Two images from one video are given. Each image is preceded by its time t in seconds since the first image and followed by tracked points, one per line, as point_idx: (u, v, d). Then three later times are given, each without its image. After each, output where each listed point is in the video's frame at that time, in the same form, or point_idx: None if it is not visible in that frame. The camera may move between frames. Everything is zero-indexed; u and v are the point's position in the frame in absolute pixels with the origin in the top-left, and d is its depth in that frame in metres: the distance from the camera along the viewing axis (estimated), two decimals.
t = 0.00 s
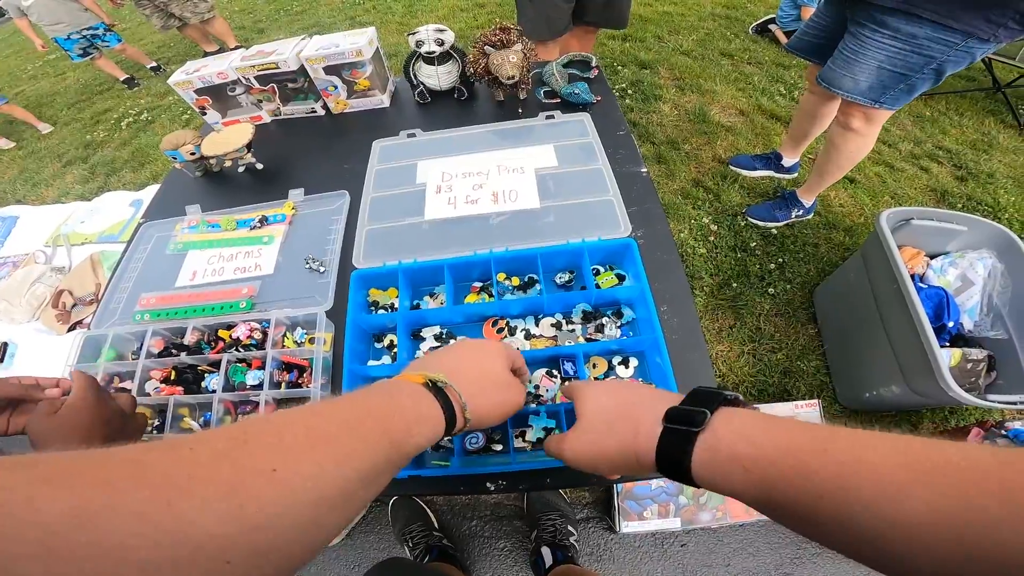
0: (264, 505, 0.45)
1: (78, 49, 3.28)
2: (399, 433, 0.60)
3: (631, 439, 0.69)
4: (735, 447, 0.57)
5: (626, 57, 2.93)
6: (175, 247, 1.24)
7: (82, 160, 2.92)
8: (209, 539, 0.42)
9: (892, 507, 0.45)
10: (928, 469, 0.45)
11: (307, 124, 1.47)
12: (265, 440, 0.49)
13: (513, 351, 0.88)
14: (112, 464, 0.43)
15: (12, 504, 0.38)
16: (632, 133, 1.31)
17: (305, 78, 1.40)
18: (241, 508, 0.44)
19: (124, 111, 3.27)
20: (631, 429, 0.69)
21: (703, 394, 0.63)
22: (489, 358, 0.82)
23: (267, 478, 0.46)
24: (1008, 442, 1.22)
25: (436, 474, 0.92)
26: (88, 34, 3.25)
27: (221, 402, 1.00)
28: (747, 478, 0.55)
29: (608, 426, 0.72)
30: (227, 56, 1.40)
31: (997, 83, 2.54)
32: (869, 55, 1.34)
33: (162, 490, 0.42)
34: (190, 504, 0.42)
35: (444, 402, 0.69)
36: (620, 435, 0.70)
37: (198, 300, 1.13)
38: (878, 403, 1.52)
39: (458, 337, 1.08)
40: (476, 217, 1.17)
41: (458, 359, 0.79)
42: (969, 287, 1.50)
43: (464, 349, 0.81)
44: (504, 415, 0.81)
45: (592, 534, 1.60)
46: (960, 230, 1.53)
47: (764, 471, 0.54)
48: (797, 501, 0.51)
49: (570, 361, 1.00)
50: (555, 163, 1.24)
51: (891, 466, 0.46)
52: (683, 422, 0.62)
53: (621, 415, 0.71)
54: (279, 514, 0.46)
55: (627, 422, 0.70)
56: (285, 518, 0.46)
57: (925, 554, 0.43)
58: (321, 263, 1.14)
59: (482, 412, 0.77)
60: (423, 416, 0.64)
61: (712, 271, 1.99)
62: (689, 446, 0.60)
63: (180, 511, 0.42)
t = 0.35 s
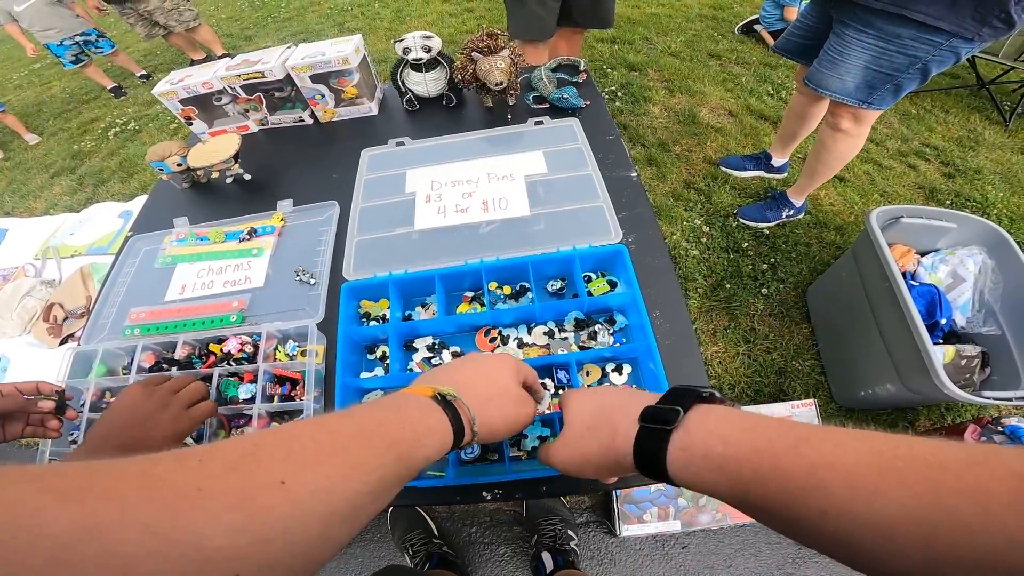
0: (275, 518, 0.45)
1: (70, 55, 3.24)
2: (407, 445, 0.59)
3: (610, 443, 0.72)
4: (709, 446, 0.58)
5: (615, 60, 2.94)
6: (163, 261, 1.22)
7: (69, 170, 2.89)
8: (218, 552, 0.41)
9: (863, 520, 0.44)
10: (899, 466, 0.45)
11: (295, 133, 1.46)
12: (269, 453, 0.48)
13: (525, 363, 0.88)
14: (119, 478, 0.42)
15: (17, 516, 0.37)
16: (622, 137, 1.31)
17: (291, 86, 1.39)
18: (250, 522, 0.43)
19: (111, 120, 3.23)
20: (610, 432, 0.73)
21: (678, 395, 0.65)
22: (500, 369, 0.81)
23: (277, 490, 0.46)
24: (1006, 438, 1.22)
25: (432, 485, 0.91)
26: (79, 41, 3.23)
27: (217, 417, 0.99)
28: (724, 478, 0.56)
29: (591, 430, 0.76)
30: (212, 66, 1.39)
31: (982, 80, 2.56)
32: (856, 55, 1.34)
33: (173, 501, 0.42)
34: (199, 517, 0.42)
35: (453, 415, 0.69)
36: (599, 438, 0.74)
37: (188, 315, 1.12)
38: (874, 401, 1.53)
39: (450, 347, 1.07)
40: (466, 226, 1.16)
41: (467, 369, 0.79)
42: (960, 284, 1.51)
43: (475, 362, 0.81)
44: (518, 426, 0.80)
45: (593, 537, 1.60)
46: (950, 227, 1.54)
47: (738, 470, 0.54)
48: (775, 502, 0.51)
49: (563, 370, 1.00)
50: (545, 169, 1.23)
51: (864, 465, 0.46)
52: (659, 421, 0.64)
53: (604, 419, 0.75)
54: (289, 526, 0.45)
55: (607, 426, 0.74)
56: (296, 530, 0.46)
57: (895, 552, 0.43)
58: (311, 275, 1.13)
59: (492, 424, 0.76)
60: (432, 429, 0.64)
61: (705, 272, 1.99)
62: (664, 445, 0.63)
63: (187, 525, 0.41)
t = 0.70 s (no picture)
0: (280, 515, 0.44)
1: (79, 51, 3.23)
2: (417, 439, 0.56)
3: (692, 439, 0.65)
4: (805, 453, 0.55)
5: (615, 59, 2.93)
6: (161, 261, 1.22)
7: (67, 169, 2.88)
8: (221, 549, 0.41)
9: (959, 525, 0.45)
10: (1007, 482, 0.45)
11: (294, 132, 1.45)
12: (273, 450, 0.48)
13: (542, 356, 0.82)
14: (119, 473, 0.42)
15: (21, 512, 0.38)
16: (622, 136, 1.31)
17: (290, 85, 1.39)
18: (257, 517, 0.43)
19: (109, 119, 3.22)
20: (693, 429, 0.65)
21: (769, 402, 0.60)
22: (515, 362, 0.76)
23: (284, 485, 0.45)
24: (1004, 438, 1.21)
25: (434, 485, 0.91)
26: (90, 36, 3.23)
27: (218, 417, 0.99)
28: (814, 485, 0.54)
29: (667, 421, 0.68)
30: (210, 64, 1.38)
31: (982, 79, 2.56)
32: (853, 54, 1.34)
33: (175, 497, 0.41)
34: (201, 513, 0.41)
35: (466, 407, 0.65)
36: (677, 432, 0.66)
37: (186, 315, 1.11)
38: (873, 401, 1.53)
39: (450, 347, 1.07)
40: (466, 226, 1.16)
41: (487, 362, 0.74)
42: (959, 283, 1.51)
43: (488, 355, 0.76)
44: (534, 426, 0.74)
45: (592, 537, 1.60)
46: (949, 227, 1.54)
47: (835, 478, 0.52)
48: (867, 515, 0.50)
49: (563, 370, 1.00)
50: (545, 168, 1.23)
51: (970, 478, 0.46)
52: (754, 429, 0.59)
53: (683, 412, 0.67)
54: (294, 521, 0.45)
55: (689, 422, 0.66)
56: (300, 529, 0.45)
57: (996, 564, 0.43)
58: (310, 275, 1.13)
59: (506, 423, 0.71)
60: (442, 421, 0.60)
61: (705, 272, 1.99)
62: (756, 453, 0.57)
63: (189, 520, 0.41)
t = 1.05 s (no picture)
0: (210, 549, 0.44)
1: (90, 47, 3.25)
2: (351, 465, 0.54)
3: (702, 507, 0.64)
4: (821, 514, 0.56)
5: (618, 58, 2.93)
6: (164, 257, 1.22)
7: (72, 167, 2.90)
8: None
9: (995, 565, 0.46)
10: None
11: (297, 130, 1.46)
12: (217, 470, 0.48)
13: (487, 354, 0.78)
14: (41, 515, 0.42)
15: None
16: (623, 135, 1.31)
17: (293, 84, 1.39)
18: (181, 555, 0.43)
19: (113, 117, 3.24)
20: (702, 495, 0.64)
21: (779, 462, 0.60)
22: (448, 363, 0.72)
23: (208, 521, 0.45)
24: (1005, 439, 1.22)
25: (434, 481, 0.91)
26: (102, 32, 3.24)
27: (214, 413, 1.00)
28: (835, 545, 0.55)
29: (675, 488, 0.65)
30: (213, 63, 1.39)
31: (986, 79, 2.55)
32: (855, 54, 1.34)
33: (93, 535, 0.42)
34: (123, 548, 0.41)
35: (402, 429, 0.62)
36: (686, 500, 0.65)
37: (188, 311, 1.12)
38: (874, 401, 1.53)
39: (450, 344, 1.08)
40: (467, 223, 1.16)
41: (421, 372, 0.70)
42: (961, 284, 1.50)
43: (418, 365, 0.71)
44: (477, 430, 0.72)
45: (592, 536, 1.60)
46: (951, 227, 1.54)
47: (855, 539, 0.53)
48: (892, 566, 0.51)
49: (562, 367, 1.00)
50: (546, 167, 1.23)
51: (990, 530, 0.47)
52: (765, 492, 0.59)
53: (689, 476, 0.65)
54: (226, 555, 0.45)
55: (697, 487, 0.65)
56: (236, 560, 0.45)
57: None
58: (312, 272, 1.13)
59: (449, 432, 0.69)
60: (378, 444, 0.58)
61: (707, 271, 1.99)
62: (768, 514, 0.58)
63: (114, 556, 0.41)
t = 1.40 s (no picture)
0: None
1: (104, 49, 3.30)
2: (341, 507, 0.54)
3: (603, 507, 0.66)
4: (704, 514, 0.57)
5: (626, 61, 2.94)
6: (179, 257, 1.24)
7: (86, 168, 2.95)
8: None
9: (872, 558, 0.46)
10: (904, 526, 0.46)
11: (308, 132, 1.48)
12: (197, 520, 0.47)
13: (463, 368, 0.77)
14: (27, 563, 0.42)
15: None
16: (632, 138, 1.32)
17: (305, 86, 1.41)
18: None
19: (128, 119, 3.29)
20: (601, 496, 0.67)
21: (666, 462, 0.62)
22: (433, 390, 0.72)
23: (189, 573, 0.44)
24: (1016, 443, 1.19)
25: (441, 482, 0.91)
26: (116, 34, 3.29)
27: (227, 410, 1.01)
28: (722, 545, 0.56)
29: (584, 491, 0.68)
30: (227, 65, 1.41)
31: (999, 82, 2.53)
32: (867, 55, 1.33)
33: None
34: None
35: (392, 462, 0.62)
36: (590, 501, 0.67)
37: (202, 310, 1.14)
38: (884, 405, 1.52)
39: (459, 345, 1.09)
40: (476, 225, 1.18)
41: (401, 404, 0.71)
42: (973, 287, 1.49)
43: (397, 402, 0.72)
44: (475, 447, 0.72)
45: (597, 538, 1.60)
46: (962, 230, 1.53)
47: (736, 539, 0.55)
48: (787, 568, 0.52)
49: (571, 367, 1.01)
50: (555, 169, 1.24)
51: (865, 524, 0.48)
52: (652, 492, 0.61)
53: (593, 478, 0.68)
54: None
55: (597, 489, 0.67)
56: None
57: None
58: (323, 272, 1.15)
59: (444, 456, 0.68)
60: (372, 484, 0.58)
61: (715, 274, 1.99)
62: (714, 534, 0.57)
63: None
